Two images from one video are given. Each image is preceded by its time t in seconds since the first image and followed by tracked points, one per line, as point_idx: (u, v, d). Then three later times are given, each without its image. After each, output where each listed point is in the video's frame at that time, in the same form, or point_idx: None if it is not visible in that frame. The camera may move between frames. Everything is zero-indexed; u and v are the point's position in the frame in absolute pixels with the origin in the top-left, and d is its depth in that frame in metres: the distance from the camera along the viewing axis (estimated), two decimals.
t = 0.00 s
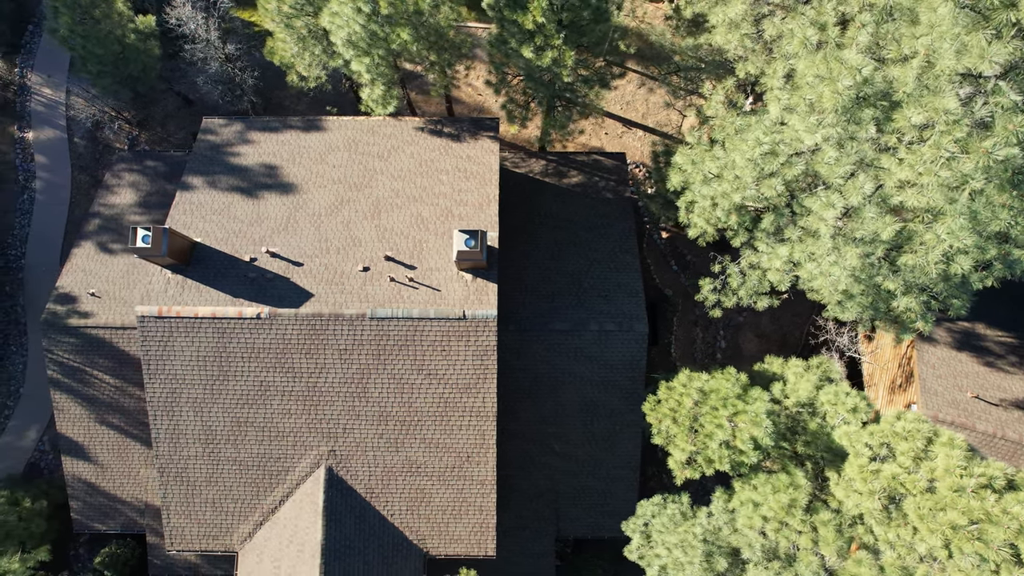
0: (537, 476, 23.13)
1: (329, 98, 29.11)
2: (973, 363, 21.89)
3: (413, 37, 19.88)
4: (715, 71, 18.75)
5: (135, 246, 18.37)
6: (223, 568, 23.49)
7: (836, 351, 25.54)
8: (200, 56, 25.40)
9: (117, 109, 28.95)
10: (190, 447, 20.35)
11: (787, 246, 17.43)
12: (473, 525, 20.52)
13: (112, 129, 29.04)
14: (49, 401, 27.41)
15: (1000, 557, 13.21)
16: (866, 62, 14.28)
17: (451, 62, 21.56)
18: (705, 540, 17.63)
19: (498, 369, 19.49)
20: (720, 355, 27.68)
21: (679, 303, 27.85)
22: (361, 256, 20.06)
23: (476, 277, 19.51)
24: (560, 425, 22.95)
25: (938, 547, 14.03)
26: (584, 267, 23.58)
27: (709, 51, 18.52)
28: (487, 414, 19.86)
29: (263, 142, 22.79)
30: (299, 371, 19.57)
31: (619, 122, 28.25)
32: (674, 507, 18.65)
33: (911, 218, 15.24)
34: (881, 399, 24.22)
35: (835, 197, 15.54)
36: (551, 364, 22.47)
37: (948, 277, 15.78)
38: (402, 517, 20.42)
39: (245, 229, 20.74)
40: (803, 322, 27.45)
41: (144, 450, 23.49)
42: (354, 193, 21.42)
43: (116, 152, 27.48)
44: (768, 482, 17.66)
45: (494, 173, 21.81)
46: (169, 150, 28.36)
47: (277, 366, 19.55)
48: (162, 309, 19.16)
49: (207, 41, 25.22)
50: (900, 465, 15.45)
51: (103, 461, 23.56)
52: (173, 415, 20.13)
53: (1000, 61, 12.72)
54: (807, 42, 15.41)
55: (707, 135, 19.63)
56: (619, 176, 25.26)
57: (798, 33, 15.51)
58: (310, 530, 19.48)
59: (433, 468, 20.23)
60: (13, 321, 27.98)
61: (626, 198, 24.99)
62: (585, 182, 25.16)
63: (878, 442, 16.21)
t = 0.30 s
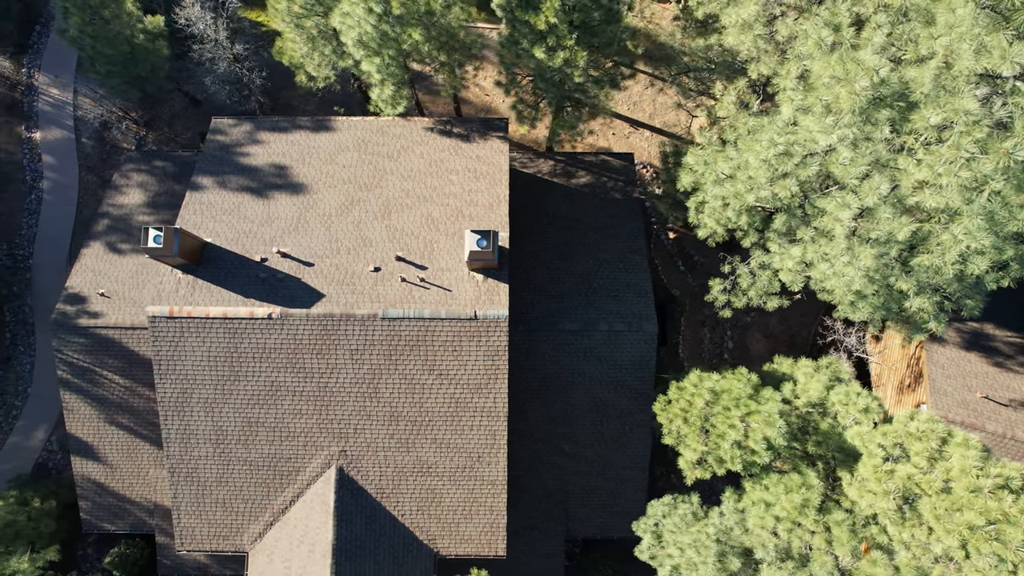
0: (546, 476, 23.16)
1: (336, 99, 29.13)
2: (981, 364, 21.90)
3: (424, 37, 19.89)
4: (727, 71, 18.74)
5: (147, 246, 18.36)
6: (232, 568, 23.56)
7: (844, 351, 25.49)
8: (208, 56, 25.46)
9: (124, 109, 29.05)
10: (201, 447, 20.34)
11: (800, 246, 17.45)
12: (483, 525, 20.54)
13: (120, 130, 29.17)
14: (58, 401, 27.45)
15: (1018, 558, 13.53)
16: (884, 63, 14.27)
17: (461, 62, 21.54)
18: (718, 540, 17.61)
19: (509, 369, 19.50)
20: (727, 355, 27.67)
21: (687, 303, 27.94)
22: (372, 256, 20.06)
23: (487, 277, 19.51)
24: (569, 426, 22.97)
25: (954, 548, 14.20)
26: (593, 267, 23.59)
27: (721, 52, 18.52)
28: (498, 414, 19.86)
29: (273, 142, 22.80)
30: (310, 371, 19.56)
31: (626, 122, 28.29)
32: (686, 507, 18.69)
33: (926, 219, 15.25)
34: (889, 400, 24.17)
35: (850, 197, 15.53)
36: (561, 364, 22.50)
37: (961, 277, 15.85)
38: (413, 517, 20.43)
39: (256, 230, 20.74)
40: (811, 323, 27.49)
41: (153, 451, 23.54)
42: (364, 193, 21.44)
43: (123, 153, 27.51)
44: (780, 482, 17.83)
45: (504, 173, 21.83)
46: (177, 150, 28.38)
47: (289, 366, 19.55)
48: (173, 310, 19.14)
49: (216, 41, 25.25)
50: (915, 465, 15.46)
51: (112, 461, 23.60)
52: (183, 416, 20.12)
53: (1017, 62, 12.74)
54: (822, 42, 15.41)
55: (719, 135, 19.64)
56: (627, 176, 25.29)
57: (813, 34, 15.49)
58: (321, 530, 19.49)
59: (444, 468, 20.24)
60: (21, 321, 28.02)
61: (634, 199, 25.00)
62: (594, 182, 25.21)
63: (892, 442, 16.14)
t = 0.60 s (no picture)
0: (557, 476, 23.17)
1: (345, 99, 29.14)
2: (993, 364, 21.90)
3: (438, 38, 19.91)
4: (741, 72, 18.79)
5: (162, 246, 18.33)
6: (243, 568, 23.59)
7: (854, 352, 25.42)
8: (218, 57, 25.49)
9: (134, 109, 29.20)
10: (214, 448, 20.33)
11: (816, 246, 17.46)
12: (496, 525, 20.55)
13: (130, 130, 29.20)
14: (69, 400, 27.49)
15: None
16: (905, 64, 14.32)
17: (474, 62, 21.52)
18: (735, 540, 17.57)
19: (522, 369, 19.50)
20: (737, 355, 27.74)
21: (696, 304, 27.96)
22: (385, 256, 20.07)
23: (501, 277, 19.52)
24: (581, 426, 22.99)
25: (975, 548, 14.14)
26: (604, 267, 23.62)
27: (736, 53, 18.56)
28: (512, 414, 19.87)
29: (284, 142, 22.80)
30: (324, 371, 19.57)
31: (635, 122, 28.33)
32: (700, 507, 18.75)
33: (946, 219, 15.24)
34: (900, 400, 24.14)
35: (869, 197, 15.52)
36: (573, 364, 22.53)
37: (977, 276, 15.90)
38: (426, 517, 20.44)
39: (269, 230, 20.73)
40: (820, 322, 27.53)
41: (165, 451, 23.54)
42: (376, 193, 21.45)
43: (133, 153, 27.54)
44: (795, 482, 17.99)
45: (516, 173, 21.85)
46: (186, 150, 28.38)
47: (303, 366, 19.55)
48: (187, 310, 19.12)
49: (226, 41, 25.33)
50: (933, 465, 15.51)
51: (124, 461, 23.63)
52: (197, 416, 20.10)
53: None
54: (840, 43, 15.44)
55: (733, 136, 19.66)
56: (638, 176, 25.32)
57: (830, 35, 15.54)
58: (334, 530, 19.50)
59: (458, 468, 20.25)
60: (30, 321, 28.01)
61: (645, 199, 25.03)
62: (604, 182, 25.25)
63: (909, 442, 16.24)
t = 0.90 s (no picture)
0: (570, 476, 23.19)
1: (355, 99, 29.15)
2: (1006, 363, 21.93)
3: (455, 38, 19.92)
4: (758, 73, 18.79)
5: (179, 246, 18.30)
6: (256, 568, 23.61)
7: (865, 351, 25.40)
8: (230, 57, 25.51)
9: (145, 109, 29.22)
10: (229, 448, 20.32)
11: (834, 246, 17.43)
12: (512, 525, 20.56)
13: (140, 130, 29.22)
14: (80, 400, 27.50)
15: None
16: (931, 64, 14.30)
17: (489, 62, 21.53)
18: (753, 540, 17.58)
19: (538, 369, 19.52)
20: (747, 355, 27.71)
21: (707, 304, 27.97)
22: (401, 256, 20.09)
23: (517, 277, 19.53)
24: (594, 426, 23.01)
25: (1000, 548, 14.18)
26: (617, 267, 23.63)
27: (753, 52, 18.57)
28: (528, 414, 19.89)
29: (298, 142, 22.78)
30: (340, 371, 19.58)
31: (645, 122, 28.37)
32: (717, 507, 18.78)
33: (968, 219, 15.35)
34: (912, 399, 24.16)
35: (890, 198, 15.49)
36: (587, 364, 22.56)
37: (997, 276, 15.94)
38: (441, 517, 20.45)
39: (284, 230, 20.72)
40: (831, 322, 27.55)
41: (177, 451, 23.55)
42: (391, 193, 21.45)
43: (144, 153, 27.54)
44: (812, 482, 17.98)
45: (530, 173, 21.85)
46: (197, 150, 28.37)
47: (319, 366, 19.55)
48: (203, 310, 19.11)
49: (239, 41, 25.34)
50: (955, 465, 15.64)
51: (137, 461, 23.66)
52: (212, 416, 20.10)
53: None
54: (862, 43, 15.50)
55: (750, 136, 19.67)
56: (650, 176, 25.36)
57: (852, 34, 15.53)
58: (350, 530, 19.51)
59: (473, 468, 20.26)
60: (41, 321, 28.01)
61: (657, 199, 25.05)
62: (616, 182, 25.29)
63: (929, 442, 16.32)
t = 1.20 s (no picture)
0: (585, 476, 23.20)
1: (366, 98, 29.13)
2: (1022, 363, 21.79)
3: (473, 37, 19.90)
4: (777, 73, 18.80)
5: (196, 246, 18.28)
6: (270, 568, 23.60)
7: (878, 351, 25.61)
8: (244, 57, 25.51)
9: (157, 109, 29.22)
10: (247, 448, 20.33)
11: (855, 246, 17.45)
12: (529, 525, 20.57)
13: (153, 130, 29.22)
14: (93, 400, 27.50)
15: None
16: (959, 64, 14.31)
17: (505, 62, 21.54)
18: (775, 539, 17.43)
19: (556, 369, 19.53)
20: (760, 355, 27.74)
21: (719, 304, 27.99)
22: (418, 256, 20.10)
23: (535, 277, 19.55)
24: (609, 426, 23.02)
25: None
26: (632, 267, 23.65)
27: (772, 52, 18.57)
28: (546, 414, 19.90)
29: (313, 142, 22.74)
30: (358, 370, 19.59)
31: (657, 122, 28.39)
32: (736, 507, 18.83)
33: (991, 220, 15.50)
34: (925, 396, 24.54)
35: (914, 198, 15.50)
36: (602, 364, 22.58)
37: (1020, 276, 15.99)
38: (458, 517, 20.46)
39: (301, 230, 20.70)
40: (843, 322, 27.56)
41: (192, 451, 23.56)
42: (407, 193, 21.45)
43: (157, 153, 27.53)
44: (832, 482, 18.11)
45: (546, 173, 21.85)
46: (209, 150, 28.34)
47: (336, 366, 19.56)
48: (221, 310, 19.10)
49: (252, 41, 25.35)
50: (979, 465, 15.76)
51: (152, 461, 23.67)
52: (229, 416, 20.10)
53: None
54: (886, 43, 15.57)
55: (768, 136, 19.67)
56: (663, 176, 25.36)
57: (876, 34, 15.63)
58: (368, 530, 19.51)
59: (491, 468, 20.27)
60: (53, 320, 28.01)
61: (670, 199, 25.05)
62: (629, 182, 25.28)
63: (952, 441, 16.48)
